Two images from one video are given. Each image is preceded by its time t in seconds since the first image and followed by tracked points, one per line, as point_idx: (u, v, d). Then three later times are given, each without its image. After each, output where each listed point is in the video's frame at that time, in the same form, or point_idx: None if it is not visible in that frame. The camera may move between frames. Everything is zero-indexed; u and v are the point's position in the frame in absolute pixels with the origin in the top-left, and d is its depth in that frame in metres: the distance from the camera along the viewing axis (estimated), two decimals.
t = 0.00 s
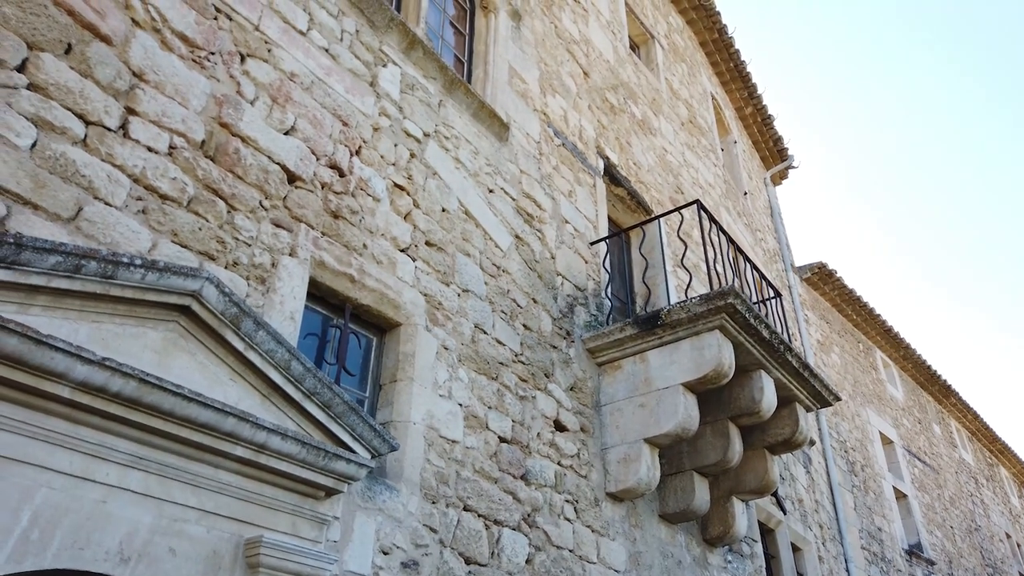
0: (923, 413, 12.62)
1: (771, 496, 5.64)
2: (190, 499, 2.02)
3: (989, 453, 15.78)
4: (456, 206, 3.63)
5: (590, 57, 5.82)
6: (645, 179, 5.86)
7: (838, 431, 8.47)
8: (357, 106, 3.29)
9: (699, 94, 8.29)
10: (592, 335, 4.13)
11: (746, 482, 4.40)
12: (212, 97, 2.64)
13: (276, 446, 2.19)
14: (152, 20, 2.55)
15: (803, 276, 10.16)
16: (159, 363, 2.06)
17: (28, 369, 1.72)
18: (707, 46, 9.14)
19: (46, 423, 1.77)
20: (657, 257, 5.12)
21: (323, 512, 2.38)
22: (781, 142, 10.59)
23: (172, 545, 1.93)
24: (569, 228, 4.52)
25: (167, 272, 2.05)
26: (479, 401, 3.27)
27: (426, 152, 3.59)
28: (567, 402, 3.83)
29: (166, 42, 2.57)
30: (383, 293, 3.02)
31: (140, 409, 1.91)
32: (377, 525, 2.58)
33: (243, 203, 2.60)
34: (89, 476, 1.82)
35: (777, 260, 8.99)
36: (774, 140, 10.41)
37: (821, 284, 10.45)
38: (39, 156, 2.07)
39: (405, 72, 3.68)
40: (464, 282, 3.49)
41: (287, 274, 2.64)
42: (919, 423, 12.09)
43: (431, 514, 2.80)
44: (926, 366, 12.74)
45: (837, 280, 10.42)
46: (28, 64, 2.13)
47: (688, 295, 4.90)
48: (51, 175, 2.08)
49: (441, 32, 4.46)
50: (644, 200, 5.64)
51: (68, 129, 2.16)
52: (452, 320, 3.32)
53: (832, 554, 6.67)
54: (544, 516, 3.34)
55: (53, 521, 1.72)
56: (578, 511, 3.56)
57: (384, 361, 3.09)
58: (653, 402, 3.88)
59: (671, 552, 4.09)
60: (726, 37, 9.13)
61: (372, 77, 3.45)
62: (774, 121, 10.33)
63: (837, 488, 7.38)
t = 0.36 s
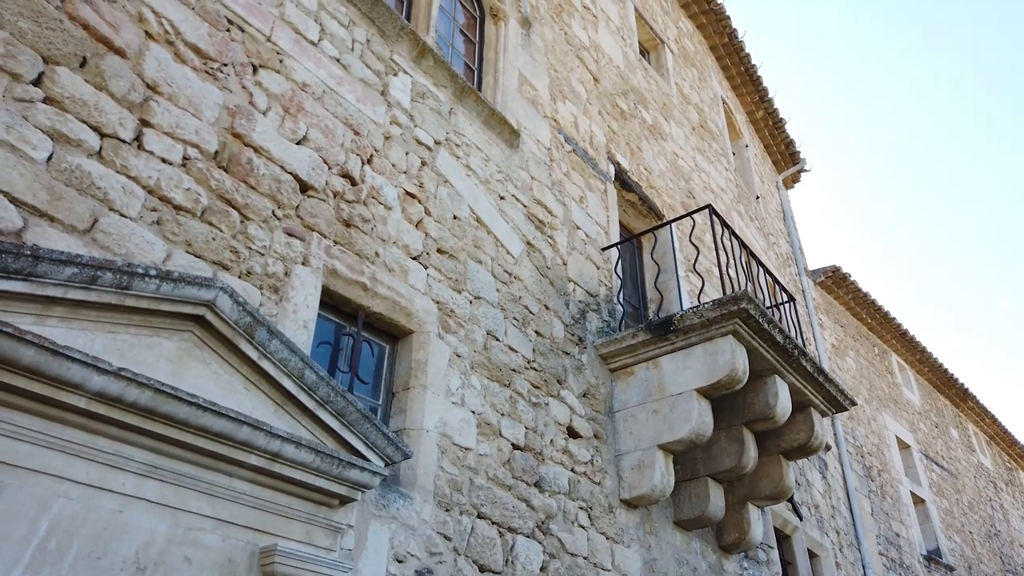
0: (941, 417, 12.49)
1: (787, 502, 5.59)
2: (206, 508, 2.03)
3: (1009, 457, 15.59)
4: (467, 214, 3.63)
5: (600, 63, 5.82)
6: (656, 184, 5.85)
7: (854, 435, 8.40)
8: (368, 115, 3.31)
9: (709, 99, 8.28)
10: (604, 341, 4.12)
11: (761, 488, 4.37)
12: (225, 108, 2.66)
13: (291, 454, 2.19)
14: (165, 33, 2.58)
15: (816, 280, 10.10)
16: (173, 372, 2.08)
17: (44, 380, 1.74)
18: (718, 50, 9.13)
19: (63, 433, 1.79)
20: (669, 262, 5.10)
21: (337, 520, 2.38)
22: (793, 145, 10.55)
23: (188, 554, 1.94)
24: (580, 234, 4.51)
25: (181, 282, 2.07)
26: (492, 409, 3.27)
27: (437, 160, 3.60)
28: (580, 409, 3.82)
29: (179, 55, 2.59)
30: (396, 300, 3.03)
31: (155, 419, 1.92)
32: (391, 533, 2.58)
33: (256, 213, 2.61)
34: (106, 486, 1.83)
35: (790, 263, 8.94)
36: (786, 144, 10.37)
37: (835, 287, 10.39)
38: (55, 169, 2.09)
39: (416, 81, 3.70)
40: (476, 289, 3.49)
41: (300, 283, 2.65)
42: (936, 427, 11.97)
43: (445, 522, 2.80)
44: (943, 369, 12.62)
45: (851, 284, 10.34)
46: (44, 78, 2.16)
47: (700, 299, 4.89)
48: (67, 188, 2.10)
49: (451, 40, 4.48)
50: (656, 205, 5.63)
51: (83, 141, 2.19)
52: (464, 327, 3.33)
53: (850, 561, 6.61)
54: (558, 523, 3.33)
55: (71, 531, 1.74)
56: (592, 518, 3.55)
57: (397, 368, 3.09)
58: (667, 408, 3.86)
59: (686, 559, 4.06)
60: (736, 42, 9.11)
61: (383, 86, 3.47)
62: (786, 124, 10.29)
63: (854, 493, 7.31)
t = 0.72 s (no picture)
0: (960, 423, 12.35)
1: (805, 509, 5.54)
2: (222, 520, 2.04)
3: None
4: (479, 223, 3.65)
5: (610, 71, 5.83)
6: (668, 191, 5.85)
7: (872, 441, 8.32)
8: (380, 126, 3.33)
9: (721, 105, 8.26)
10: (618, 349, 4.11)
11: (778, 495, 4.34)
12: (239, 122, 2.69)
13: (306, 466, 2.20)
14: (180, 49, 2.61)
15: (831, 285, 10.03)
16: (190, 385, 2.09)
17: (63, 394, 1.76)
18: (729, 56, 9.12)
19: (82, 447, 1.81)
20: (682, 269, 5.09)
21: (353, 531, 2.39)
22: (806, 150, 10.51)
23: (205, 566, 1.96)
24: (593, 242, 4.52)
25: (197, 295, 2.09)
26: (506, 418, 3.27)
27: (449, 170, 3.62)
28: (594, 417, 3.81)
29: (194, 70, 2.62)
30: (409, 311, 3.04)
31: (172, 432, 1.94)
32: (406, 543, 2.59)
33: (271, 226, 2.64)
34: (124, 498, 1.85)
35: (804, 268, 8.89)
36: (798, 148, 10.34)
37: (850, 292, 10.31)
38: (72, 185, 2.12)
39: (427, 92, 3.72)
40: (488, 298, 3.50)
41: (314, 295, 2.67)
42: (956, 433, 11.83)
43: (461, 532, 2.80)
44: (962, 374, 12.48)
45: (867, 288, 10.27)
46: (61, 96, 2.19)
47: (714, 306, 4.87)
48: (84, 204, 2.13)
49: (462, 50, 4.51)
50: (668, 212, 5.62)
51: (100, 157, 2.21)
52: (477, 336, 3.34)
53: (869, 569, 6.53)
54: (573, 532, 3.32)
55: (90, 543, 1.76)
56: (607, 527, 3.54)
57: (410, 379, 3.10)
58: (682, 416, 3.84)
59: (703, 568, 4.03)
60: (747, 47, 9.10)
61: (394, 98, 3.49)
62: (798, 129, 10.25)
63: (873, 500, 7.24)
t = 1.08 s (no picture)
0: (981, 431, 12.19)
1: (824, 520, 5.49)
2: (240, 535, 2.05)
3: None
4: (492, 236, 3.66)
5: (621, 82, 5.85)
6: (681, 200, 5.84)
7: (891, 450, 8.23)
8: (393, 141, 3.36)
9: (733, 113, 8.25)
10: (632, 360, 4.10)
11: (797, 506, 4.30)
12: (254, 139, 2.73)
13: (322, 480, 2.21)
14: (196, 68, 2.65)
15: (847, 292, 9.97)
16: (207, 400, 2.11)
17: (83, 411, 1.78)
18: (740, 64, 9.11)
19: (101, 463, 1.82)
20: (695, 278, 5.08)
21: (369, 545, 2.40)
22: (819, 157, 10.47)
23: None
24: (605, 253, 4.52)
25: (213, 311, 2.11)
26: (521, 430, 3.27)
27: (461, 183, 3.64)
28: (609, 428, 3.80)
29: (210, 89, 2.66)
30: (423, 324, 3.06)
31: (190, 447, 1.95)
32: (423, 557, 2.58)
33: (286, 241, 2.66)
34: (143, 514, 1.87)
35: (819, 276, 8.84)
36: (811, 156, 10.31)
37: (866, 299, 10.24)
38: (91, 204, 2.15)
39: (439, 106, 3.75)
40: (502, 311, 3.51)
41: (329, 309, 2.69)
42: (976, 441, 11.68)
43: (476, 545, 2.80)
44: (981, 381, 12.32)
45: (883, 296, 10.19)
46: (80, 117, 2.23)
47: (728, 315, 4.85)
48: (103, 223, 2.16)
49: (473, 64, 4.54)
50: (681, 221, 5.61)
51: (118, 176, 2.25)
52: (491, 348, 3.34)
53: None
54: (590, 545, 3.31)
55: (110, 559, 1.78)
56: (624, 539, 3.52)
57: (425, 392, 3.11)
58: (697, 427, 3.82)
59: None
60: (758, 55, 9.09)
61: (407, 112, 3.52)
62: (811, 136, 10.22)
63: (893, 510, 7.15)
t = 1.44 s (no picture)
0: (1005, 441, 11.99)
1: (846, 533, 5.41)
2: (259, 552, 2.06)
3: None
4: (507, 250, 3.67)
5: (634, 95, 5.86)
6: (696, 212, 5.82)
7: (914, 462, 8.11)
8: (408, 157, 3.38)
9: (747, 124, 8.24)
10: (649, 373, 4.09)
11: (819, 519, 4.26)
12: (271, 158, 2.76)
13: (341, 496, 2.21)
14: (214, 90, 2.68)
15: (866, 302, 9.88)
16: (227, 418, 2.13)
17: (104, 430, 1.79)
18: (753, 75, 9.10)
19: (122, 481, 1.84)
20: (712, 290, 5.05)
21: (388, 562, 2.40)
22: (834, 167, 10.42)
23: None
24: (621, 265, 4.51)
25: (232, 329, 2.13)
26: (538, 444, 3.26)
27: (476, 198, 3.65)
28: (627, 442, 3.78)
29: (227, 109, 2.69)
30: (440, 339, 3.06)
31: (210, 465, 1.96)
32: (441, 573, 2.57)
33: (303, 258, 2.68)
34: (164, 532, 1.88)
35: (837, 286, 8.77)
36: (826, 165, 10.26)
37: (885, 309, 10.14)
38: (112, 225, 2.18)
39: (453, 122, 3.78)
40: (518, 325, 3.51)
41: (346, 326, 2.70)
42: (1001, 451, 11.49)
43: (495, 561, 2.78)
44: (1005, 390, 12.14)
45: (902, 305, 10.08)
46: (101, 139, 2.26)
47: (746, 327, 4.82)
48: (124, 243, 2.18)
49: (486, 80, 4.57)
50: (696, 233, 5.60)
51: (138, 197, 2.28)
52: (508, 363, 3.34)
53: None
54: (609, 561, 3.29)
55: None
56: (644, 554, 3.49)
57: (442, 407, 3.11)
58: (716, 440, 3.79)
59: None
60: (771, 66, 9.08)
61: (421, 129, 3.54)
62: (826, 145, 10.18)
63: (917, 522, 7.04)
